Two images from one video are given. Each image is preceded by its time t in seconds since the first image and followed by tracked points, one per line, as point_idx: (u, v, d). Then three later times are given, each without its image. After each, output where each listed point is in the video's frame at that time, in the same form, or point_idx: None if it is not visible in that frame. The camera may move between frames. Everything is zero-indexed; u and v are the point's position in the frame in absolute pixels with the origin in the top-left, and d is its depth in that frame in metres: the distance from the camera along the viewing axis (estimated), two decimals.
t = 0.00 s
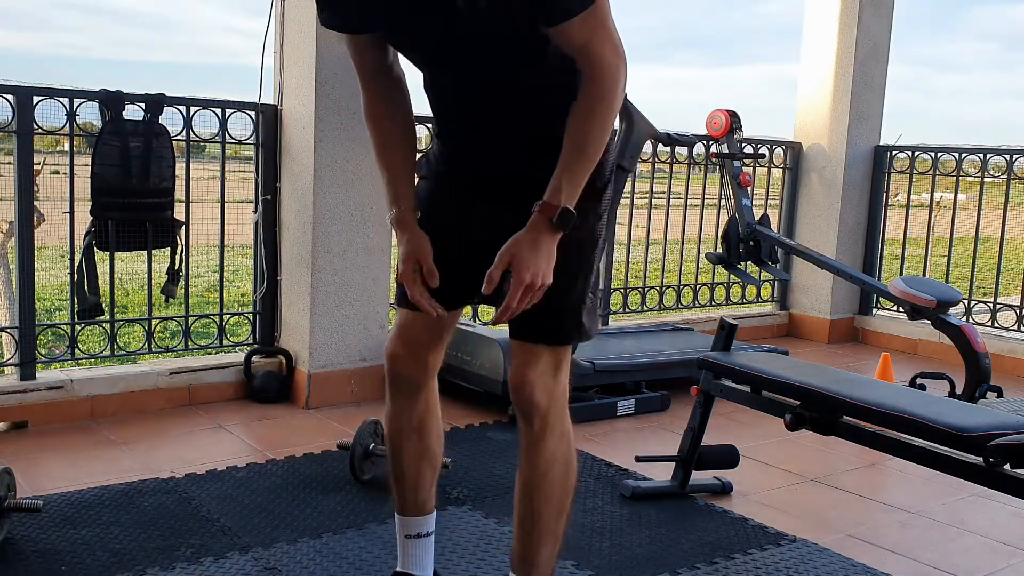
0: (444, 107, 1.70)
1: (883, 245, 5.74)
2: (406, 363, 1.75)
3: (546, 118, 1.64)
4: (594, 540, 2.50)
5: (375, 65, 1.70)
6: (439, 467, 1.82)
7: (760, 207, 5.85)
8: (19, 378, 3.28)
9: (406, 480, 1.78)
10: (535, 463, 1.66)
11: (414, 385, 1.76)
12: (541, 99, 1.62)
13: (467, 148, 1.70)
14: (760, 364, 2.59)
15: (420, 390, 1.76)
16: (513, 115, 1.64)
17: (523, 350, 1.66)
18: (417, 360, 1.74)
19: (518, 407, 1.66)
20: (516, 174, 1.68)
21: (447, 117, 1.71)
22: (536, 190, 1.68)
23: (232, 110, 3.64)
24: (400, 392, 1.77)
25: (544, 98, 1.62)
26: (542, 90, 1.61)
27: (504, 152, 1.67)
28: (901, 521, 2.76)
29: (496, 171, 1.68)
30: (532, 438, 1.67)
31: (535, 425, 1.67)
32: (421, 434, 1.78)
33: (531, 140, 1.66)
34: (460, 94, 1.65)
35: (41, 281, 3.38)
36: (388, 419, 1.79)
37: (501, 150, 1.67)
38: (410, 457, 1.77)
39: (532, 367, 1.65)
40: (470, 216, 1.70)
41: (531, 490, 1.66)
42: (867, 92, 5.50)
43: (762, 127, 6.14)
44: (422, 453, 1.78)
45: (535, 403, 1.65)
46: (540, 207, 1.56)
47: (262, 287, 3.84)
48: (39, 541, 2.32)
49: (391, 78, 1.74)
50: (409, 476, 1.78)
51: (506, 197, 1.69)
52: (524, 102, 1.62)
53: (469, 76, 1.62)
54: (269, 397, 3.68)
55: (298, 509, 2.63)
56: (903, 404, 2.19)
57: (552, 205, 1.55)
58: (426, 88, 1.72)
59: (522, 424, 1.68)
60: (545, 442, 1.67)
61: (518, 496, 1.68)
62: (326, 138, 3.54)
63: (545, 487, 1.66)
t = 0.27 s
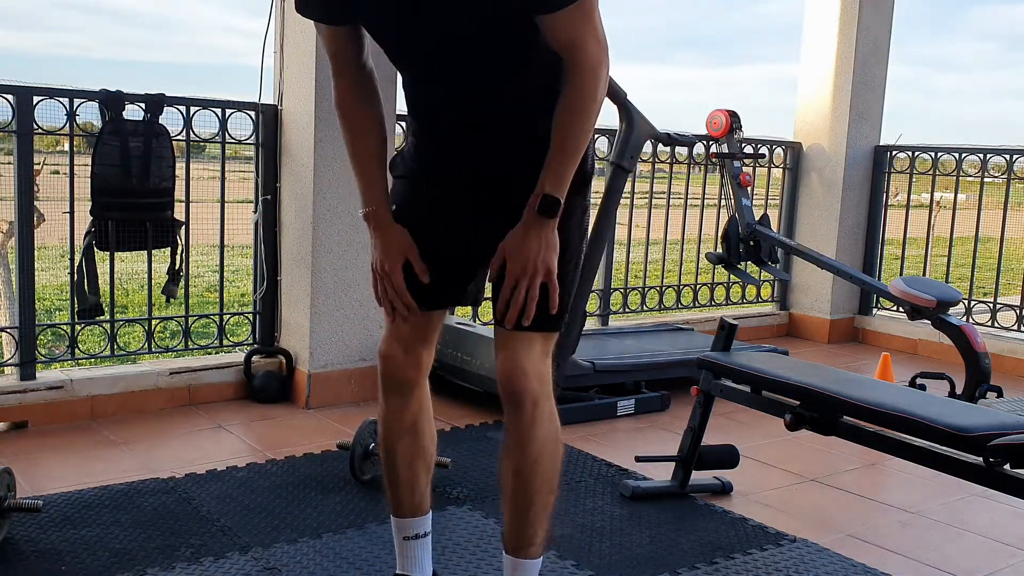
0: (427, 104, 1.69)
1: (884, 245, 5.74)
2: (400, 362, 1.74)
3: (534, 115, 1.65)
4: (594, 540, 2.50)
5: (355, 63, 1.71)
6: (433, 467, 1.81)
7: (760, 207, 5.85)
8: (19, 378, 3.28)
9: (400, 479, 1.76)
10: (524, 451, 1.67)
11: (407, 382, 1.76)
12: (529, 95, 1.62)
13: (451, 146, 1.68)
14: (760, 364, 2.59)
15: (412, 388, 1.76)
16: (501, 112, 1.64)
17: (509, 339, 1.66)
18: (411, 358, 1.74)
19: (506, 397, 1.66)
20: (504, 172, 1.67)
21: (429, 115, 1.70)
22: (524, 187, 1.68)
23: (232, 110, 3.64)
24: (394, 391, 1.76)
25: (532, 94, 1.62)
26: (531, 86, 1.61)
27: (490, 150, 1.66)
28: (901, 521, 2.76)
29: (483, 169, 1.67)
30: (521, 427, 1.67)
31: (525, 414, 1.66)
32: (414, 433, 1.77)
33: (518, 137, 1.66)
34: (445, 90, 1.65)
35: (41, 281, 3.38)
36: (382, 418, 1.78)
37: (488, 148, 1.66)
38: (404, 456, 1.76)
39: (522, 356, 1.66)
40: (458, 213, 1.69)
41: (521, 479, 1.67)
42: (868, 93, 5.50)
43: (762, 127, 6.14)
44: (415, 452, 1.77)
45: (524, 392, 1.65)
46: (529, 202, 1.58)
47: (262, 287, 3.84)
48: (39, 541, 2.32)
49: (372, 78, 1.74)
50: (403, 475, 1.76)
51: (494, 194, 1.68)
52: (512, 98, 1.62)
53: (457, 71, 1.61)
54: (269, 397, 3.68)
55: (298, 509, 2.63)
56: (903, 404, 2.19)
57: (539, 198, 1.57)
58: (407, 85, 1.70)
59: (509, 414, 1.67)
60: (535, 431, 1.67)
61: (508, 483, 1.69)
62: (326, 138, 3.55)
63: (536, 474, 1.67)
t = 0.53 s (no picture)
0: (428, 102, 1.68)
1: (883, 245, 5.74)
2: (403, 364, 1.73)
3: (537, 114, 1.64)
4: (594, 540, 2.50)
5: (355, 62, 1.71)
6: (433, 468, 1.80)
7: (760, 207, 5.85)
8: (19, 378, 3.28)
9: (403, 481, 1.75)
10: (530, 448, 1.69)
11: (410, 385, 1.75)
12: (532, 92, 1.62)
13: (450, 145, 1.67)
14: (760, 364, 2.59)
15: (416, 390, 1.75)
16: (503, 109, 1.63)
17: (521, 338, 1.68)
18: (415, 359, 1.74)
19: (514, 393, 1.68)
20: (504, 171, 1.66)
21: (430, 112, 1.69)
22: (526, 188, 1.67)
23: (232, 110, 3.64)
24: (396, 394, 1.74)
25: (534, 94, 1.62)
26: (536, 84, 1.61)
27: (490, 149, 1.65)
28: (901, 521, 2.76)
29: (482, 168, 1.66)
30: (532, 426, 1.69)
31: (539, 414, 1.69)
32: (416, 436, 1.76)
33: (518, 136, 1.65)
34: (448, 90, 1.64)
35: (41, 281, 3.38)
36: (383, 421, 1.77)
37: (489, 147, 1.65)
38: (407, 459, 1.75)
39: (537, 355, 1.69)
40: (458, 212, 1.68)
41: (524, 475, 1.68)
42: (867, 92, 5.50)
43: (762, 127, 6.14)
44: (417, 454, 1.76)
45: (539, 391, 1.68)
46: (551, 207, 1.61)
47: (262, 287, 3.84)
48: (39, 541, 2.32)
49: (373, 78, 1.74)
50: (405, 477, 1.75)
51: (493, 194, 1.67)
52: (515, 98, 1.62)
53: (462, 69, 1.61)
54: (269, 397, 3.68)
55: (298, 509, 2.63)
56: (903, 404, 2.19)
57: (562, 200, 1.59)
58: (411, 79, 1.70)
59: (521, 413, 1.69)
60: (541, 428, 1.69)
61: (511, 479, 1.70)
62: (326, 138, 3.55)
63: (541, 471, 1.69)
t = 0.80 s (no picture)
0: (432, 100, 1.68)
1: (883, 245, 5.73)
2: (390, 360, 1.65)
3: (544, 115, 1.66)
4: (594, 540, 2.50)
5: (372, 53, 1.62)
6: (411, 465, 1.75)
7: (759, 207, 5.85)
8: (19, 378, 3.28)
9: (385, 482, 1.68)
10: (537, 450, 1.68)
11: (395, 383, 1.66)
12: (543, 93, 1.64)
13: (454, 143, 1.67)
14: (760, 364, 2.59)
15: (401, 388, 1.68)
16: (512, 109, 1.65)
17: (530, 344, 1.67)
18: (402, 356, 1.66)
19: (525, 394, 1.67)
20: (505, 171, 1.67)
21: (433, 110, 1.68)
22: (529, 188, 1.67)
23: (232, 110, 3.64)
24: (381, 393, 1.66)
25: (545, 94, 1.64)
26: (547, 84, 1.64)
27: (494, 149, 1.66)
28: (901, 521, 2.76)
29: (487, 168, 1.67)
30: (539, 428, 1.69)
31: (547, 416, 1.68)
32: (400, 434, 1.69)
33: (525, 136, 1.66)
34: (456, 87, 1.65)
35: (41, 281, 3.38)
36: (363, 421, 1.68)
37: (493, 147, 1.67)
38: (388, 458, 1.68)
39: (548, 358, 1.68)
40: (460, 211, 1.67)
41: (531, 478, 1.67)
42: (867, 93, 5.50)
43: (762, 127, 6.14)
44: (399, 453, 1.70)
45: (548, 394, 1.67)
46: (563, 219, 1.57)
47: (262, 287, 3.84)
48: (39, 541, 2.32)
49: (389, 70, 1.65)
50: (388, 477, 1.68)
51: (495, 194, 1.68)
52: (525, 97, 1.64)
53: (474, 67, 1.63)
54: (269, 397, 3.68)
55: (298, 509, 2.62)
56: (903, 404, 2.19)
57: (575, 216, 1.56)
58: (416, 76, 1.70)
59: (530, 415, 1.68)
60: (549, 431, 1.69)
61: (516, 482, 1.69)
62: (326, 138, 3.55)
63: (547, 474, 1.68)
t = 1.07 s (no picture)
0: (418, 98, 1.59)
1: (883, 245, 5.74)
2: (391, 372, 1.59)
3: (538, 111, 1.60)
4: (594, 540, 2.50)
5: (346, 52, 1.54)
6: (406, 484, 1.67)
7: (759, 207, 5.85)
8: (19, 378, 3.28)
9: (381, 501, 1.61)
10: (539, 448, 1.67)
11: (393, 395, 1.60)
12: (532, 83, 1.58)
13: (442, 139, 1.58)
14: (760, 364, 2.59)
15: (400, 401, 1.62)
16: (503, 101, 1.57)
17: (535, 345, 1.63)
18: (402, 367, 1.61)
19: (528, 393, 1.65)
20: (503, 170, 1.60)
21: (415, 106, 1.59)
22: (527, 183, 1.60)
23: (232, 110, 3.64)
24: (378, 405, 1.59)
25: (538, 88, 1.58)
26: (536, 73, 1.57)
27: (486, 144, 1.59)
28: (901, 521, 2.77)
29: (480, 164, 1.59)
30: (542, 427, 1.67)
31: (550, 415, 1.67)
32: (396, 449, 1.63)
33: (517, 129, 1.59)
34: (441, 82, 1.57)
35: (41, 281, 3.37)
36: (357, 435, 1.61)
37: (488, 144, 1.59)
38: (386, 474, 1.61)
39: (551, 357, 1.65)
40: (456, 210, 1.60)
41: (533, 475, 1.67)
42: (868, 93, 5.50)
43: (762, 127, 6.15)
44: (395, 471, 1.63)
45: (553, 394, 1.66)
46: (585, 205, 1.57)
47: (262, 287, 3.84)
48: (39, 542, 2.32)
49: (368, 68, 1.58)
50: (384, 496, 1.61)
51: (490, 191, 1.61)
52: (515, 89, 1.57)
53: (460, 59, 1.54)
54: (269, 397, 3.68)
55: (298, 509, 2.62)
56: (903, 403, 2.19)
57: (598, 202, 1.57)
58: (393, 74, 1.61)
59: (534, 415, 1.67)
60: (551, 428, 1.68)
61: (520, 480, 1.68)
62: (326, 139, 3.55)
63: (550, 471, 1.68)
